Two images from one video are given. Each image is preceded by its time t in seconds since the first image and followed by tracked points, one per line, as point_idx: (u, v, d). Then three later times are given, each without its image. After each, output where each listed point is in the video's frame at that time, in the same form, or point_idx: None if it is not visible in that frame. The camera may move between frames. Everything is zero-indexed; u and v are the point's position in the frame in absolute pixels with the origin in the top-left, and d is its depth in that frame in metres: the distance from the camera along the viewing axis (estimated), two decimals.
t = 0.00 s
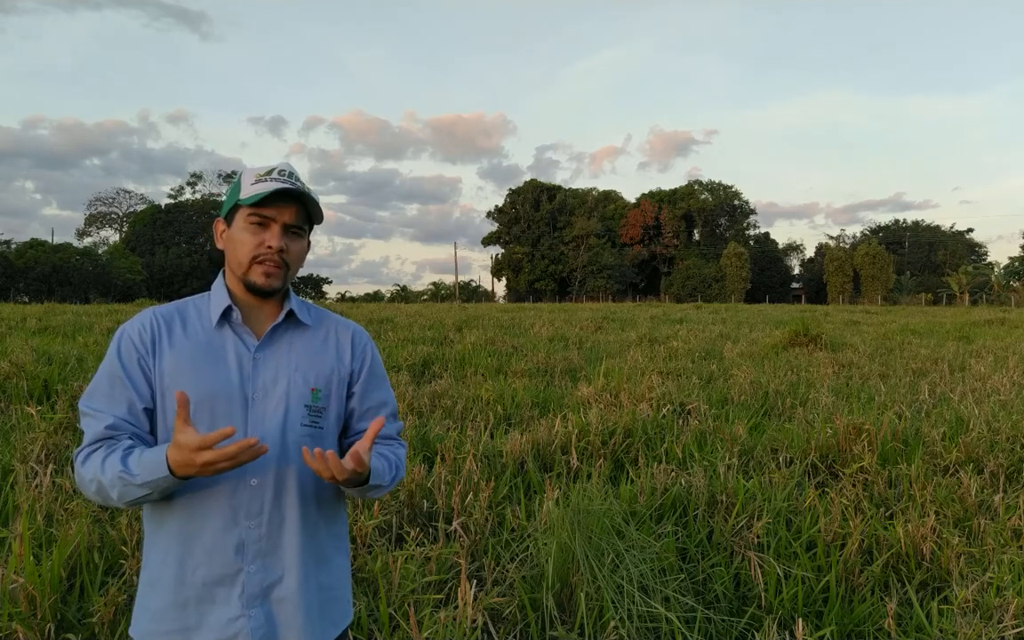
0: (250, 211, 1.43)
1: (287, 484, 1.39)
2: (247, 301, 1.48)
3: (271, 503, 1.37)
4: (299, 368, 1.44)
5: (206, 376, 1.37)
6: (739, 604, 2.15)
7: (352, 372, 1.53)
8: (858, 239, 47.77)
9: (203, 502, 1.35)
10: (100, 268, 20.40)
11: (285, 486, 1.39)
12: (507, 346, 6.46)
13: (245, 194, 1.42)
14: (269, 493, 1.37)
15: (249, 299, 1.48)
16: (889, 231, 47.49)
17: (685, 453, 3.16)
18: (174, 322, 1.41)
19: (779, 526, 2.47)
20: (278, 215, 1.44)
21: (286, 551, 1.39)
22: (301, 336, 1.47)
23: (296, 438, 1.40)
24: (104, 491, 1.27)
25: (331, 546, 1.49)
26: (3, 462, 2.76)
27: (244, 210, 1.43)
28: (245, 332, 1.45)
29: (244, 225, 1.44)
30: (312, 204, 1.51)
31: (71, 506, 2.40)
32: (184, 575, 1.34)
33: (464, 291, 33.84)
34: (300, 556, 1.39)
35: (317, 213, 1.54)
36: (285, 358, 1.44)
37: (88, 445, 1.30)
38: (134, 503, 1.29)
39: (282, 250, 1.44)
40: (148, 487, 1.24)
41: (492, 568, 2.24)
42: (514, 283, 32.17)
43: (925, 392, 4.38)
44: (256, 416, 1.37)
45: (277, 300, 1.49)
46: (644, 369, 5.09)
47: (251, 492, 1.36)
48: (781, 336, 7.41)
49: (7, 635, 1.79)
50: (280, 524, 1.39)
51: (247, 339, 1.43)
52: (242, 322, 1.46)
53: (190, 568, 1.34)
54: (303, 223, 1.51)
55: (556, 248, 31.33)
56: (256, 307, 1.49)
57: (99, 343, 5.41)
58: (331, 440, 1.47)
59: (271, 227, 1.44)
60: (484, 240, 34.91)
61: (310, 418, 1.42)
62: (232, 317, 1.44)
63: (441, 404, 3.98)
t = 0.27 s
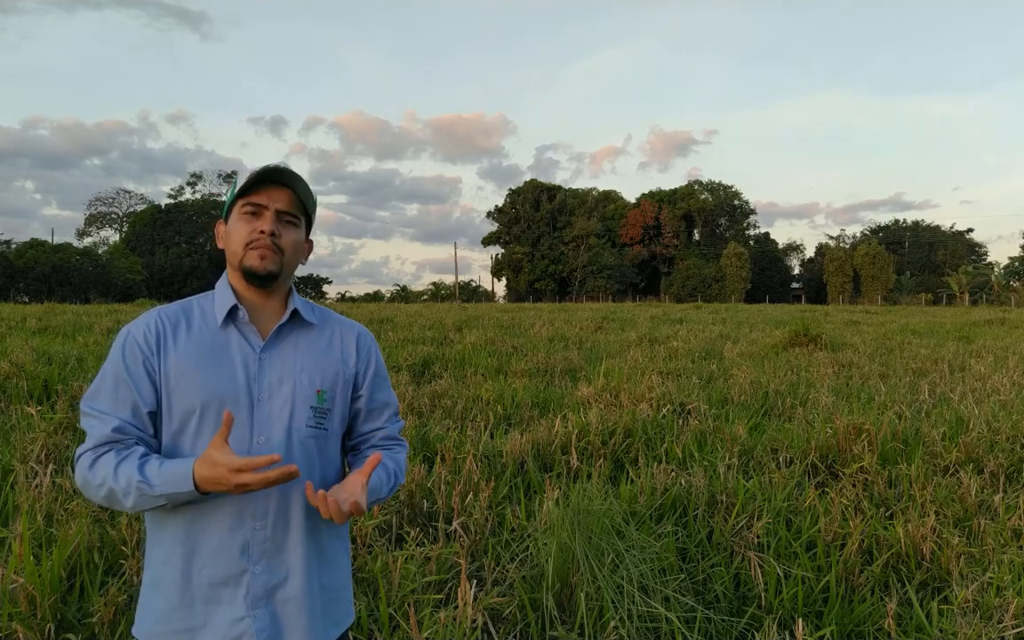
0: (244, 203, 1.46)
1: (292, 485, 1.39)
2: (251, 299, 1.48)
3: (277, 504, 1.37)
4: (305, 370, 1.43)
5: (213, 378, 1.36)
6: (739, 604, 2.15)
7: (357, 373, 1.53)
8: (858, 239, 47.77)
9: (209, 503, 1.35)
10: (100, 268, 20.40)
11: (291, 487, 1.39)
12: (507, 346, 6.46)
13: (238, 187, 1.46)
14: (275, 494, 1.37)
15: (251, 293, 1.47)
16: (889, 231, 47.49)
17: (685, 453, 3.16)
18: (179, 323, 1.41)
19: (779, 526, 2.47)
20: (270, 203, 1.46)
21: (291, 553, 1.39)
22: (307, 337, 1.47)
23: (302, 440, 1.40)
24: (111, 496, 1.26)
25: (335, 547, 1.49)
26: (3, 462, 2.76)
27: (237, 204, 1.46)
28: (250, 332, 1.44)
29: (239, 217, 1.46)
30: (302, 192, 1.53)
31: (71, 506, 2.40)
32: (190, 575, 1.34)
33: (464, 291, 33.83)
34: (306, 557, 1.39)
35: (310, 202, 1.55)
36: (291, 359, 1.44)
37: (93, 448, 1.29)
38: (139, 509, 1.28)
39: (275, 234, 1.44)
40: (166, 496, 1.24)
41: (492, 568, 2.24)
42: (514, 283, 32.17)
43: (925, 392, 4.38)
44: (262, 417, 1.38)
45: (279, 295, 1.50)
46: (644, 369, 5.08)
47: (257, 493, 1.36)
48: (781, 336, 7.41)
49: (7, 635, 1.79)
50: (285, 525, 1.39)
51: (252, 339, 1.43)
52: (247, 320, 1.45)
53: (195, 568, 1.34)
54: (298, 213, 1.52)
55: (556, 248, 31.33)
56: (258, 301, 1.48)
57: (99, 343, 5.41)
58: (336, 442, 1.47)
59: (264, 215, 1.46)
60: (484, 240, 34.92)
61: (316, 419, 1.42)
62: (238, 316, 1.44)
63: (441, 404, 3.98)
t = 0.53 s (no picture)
0: (243, 203, 1.46)
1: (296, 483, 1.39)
2: (252, 299, 1.48)
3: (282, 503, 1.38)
4: (307, 368, 1.43)
5: (213, 379, 1.36)
6: (739, 604, 2.15)
7: (359, 372, 1.53)
8: (858, 239, 47.78)
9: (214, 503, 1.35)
10: (100, 268, 20.40)
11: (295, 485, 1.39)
12: (507, 345, 6.47)
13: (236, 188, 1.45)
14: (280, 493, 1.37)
15: (252, 294, 1.47)
16: (889, 231, 47.49)
17: (685, 453, 3.16)
18: (180, 324, 1.41)
19: (779, 526, 2.47)
20: (268, 202, 1.46)
21: (298, 551, 1.39)
22: (309, 336, 1.47)
23: (305, 438, 1.40)
24: (110, 501, 1.26)
25: (340, 545, 1.49)
26: (3, 462, 2.76)
27: (236, 204, 1.46)
28: (251, 332, 1.44)
29: (238, 217, 1.46)
30: (301, 190, 1.53)
31: (71, 506, 2.40)
32: (197, 576, 1.34)
33: (464, 291, 33.83)
34: (312, 555, 1.39)
35: (308, 200, 1.55)
36: (293, 358, 1.44)
37: (91, 452, 1.29)
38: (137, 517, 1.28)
39: (275, 233, 1.44)
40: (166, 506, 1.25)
41: (492, 568, 2.24)
42: (514, 283, 32.18)
43: (925, 392, 4.38)
44: (265, 416, 1.38)
45: (279, 294, 1.50)
46: (644, 369, 5.08)
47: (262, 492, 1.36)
48: (781, 337, 7.40)
49: (7, 635, 1.79)
50: (291, 523, 1.39)
51: (253, 339, 1.43)
52: (248, 320, 1.45)
53: (202, 569, 1.34)
54: (297, 212, 1.52)
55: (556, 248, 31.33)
56: (259, 302, 1.48)
57: (99, 343, 5.41)
58: (338, 440, 1.47)
59: (264, 215, 1.46)
60: (484, 240, 34.92)
61: (319, 418, 1.42)
62: (239, 316, 1.44)
63: (441, 404, 3.98)
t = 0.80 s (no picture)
0: (240, 204, 1.45)
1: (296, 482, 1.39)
2: (249, 300, 1.48)
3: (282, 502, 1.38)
4: (305, 367, 1.43)
5: (209, 381, 1.36)
6: (739, 604, 2.15)
7: (357, 370, 1.53)
8: (858, 239, 47.79)
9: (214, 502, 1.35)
10: (100, 268, 20.40)
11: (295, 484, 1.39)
12: (507, 345, 6.47)
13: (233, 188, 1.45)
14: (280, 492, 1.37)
15: (249, 295, 1.47)
16: (889, 231, 47.50)
17: (685, 453, 3.16)
18: (177, 326, 1.41)
19: (779, 526, 2.47)
20: (266, 202, 1.46)
21: (299, 550, 1.39)
22: (307, 335, 1.47)
23: (303, 437, 1.40)
24: (105, 503, 1.28)
25: (341, 544, 1.49)
26: (3, 462, 2.76)
27: (234, 204, 1.46)
28: (249, 333, 1.44)
29: (236, 217, 1.45)
30: (298, 190, 1.53)
31: (71, 506, 2.40)
32: (198, 576, 1.34)
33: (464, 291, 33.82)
34: (313, 554, 1.39)
35: (306, 200, 1.55)
36: (291, 358, 1.44)
37: (87, 454, 1.30)
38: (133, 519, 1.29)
39: (274, 234, 1.44)
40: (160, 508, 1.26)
41: (492, 568, 2.24)
42: (514, 283, 32.19)
43: (925, 392, 4.38)
44: (263, 416, 1.38)
45: (276, 294, 1.50)
46: (644, 369, 5.08)
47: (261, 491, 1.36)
48: (781, 337, 7.40)
49: (7, 635, 1.79)
50: (292, 523, 1.39)
51: (251, 340, 1.43)
52: (245, 321, 1.45)
53: (203, 569, 1.34)
54: (294, 211, 1.52)
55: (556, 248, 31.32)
56: (256, 303, 1.48)
57: (99, 343, 5.41)
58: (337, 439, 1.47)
59: (261, 215, 1.46)
60: (484, 240, 34.92)
61: (318, 417, 1.42)
62: (236, 317, 1.44)
63: (441, 404, 3.98)
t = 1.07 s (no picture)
0: (247, 204, 1.45)
1: (294, 481, 1.39)
2: (249, 300, 1.48)
3: (279, 500, 1.37)
4: (303, 366, 1.43)
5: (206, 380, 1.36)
6: (739, 604, 2.15)
7: (355, 368, 1.53)
8: (858, 239, 47.79)
9: (211, 500, 1.35)
10: (100, 268, 20.40)
11: (293, 483, 1.39)
12: (507, 345, 6.47)
13: (238, 188, 1.44)
14: (277, 491, 1.37)
15: (252, 296, 1.47)
16: (889, 232, 47.50)
17: (685, 453, 3.16)
18: (174, 324, 1.41)
19: (779, 526, 2.47)
20: (273, 204, 1.46)
21: (296, 549, 1.39)
22: (305, 334, 1.47)
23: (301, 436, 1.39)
24: (84, 481, 1.28)
25: (339, 542, 1.49)
26: (3, 462, 2.76)
27: (239, 205, 1.45)
28: (247, 333, 1.44)
29: (242, 219, 1.45)
30: (303, 192, 1.53)
31: (71, 506, 2.40)
32: (195, 575, 1.34)
33: (464, 291, 33.81)
34: (311, 553, 1.39)
35: (310, 202, 1.55)
36: (288, 356, 1.43)
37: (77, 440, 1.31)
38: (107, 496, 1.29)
39: (281, 237, 1.44)
40: (125, 469, 1.24)
41: (492, 568, 2.24)
42: (514, 283, 32.20)
43: (925, 392, 4.38)
44: (259, 414, 1.37)
45: (277, 297, 1.50)
46: (644, 369, 5.08)
47: (259, 490, 1.36)
48: (781, 337, 7.40)
49: (7, 635, 1.79)
50: (289, 521, 1.39)
51: (248, 339, 1.43)
52: (244, 322, 1.45)
53: (200, 568, 1.34)
54: (299, 213, 1.52)
55: (556, 248, 31.32)
56: (258, 304, 1.48)
57: (99, 343, 5.41)
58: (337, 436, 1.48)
59: (268, 217, 1.46)
60: (484, 240, 34.92)
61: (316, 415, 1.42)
62: (234, 317, 1.44)
63: (441, 404, 3.98)
